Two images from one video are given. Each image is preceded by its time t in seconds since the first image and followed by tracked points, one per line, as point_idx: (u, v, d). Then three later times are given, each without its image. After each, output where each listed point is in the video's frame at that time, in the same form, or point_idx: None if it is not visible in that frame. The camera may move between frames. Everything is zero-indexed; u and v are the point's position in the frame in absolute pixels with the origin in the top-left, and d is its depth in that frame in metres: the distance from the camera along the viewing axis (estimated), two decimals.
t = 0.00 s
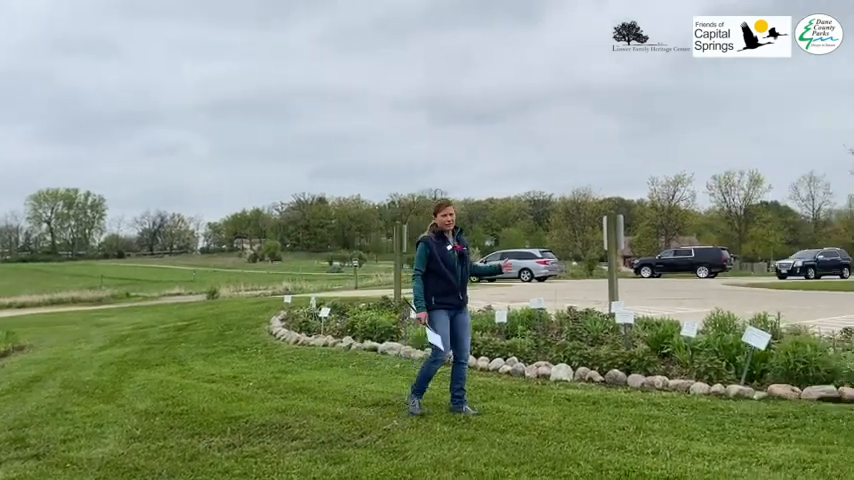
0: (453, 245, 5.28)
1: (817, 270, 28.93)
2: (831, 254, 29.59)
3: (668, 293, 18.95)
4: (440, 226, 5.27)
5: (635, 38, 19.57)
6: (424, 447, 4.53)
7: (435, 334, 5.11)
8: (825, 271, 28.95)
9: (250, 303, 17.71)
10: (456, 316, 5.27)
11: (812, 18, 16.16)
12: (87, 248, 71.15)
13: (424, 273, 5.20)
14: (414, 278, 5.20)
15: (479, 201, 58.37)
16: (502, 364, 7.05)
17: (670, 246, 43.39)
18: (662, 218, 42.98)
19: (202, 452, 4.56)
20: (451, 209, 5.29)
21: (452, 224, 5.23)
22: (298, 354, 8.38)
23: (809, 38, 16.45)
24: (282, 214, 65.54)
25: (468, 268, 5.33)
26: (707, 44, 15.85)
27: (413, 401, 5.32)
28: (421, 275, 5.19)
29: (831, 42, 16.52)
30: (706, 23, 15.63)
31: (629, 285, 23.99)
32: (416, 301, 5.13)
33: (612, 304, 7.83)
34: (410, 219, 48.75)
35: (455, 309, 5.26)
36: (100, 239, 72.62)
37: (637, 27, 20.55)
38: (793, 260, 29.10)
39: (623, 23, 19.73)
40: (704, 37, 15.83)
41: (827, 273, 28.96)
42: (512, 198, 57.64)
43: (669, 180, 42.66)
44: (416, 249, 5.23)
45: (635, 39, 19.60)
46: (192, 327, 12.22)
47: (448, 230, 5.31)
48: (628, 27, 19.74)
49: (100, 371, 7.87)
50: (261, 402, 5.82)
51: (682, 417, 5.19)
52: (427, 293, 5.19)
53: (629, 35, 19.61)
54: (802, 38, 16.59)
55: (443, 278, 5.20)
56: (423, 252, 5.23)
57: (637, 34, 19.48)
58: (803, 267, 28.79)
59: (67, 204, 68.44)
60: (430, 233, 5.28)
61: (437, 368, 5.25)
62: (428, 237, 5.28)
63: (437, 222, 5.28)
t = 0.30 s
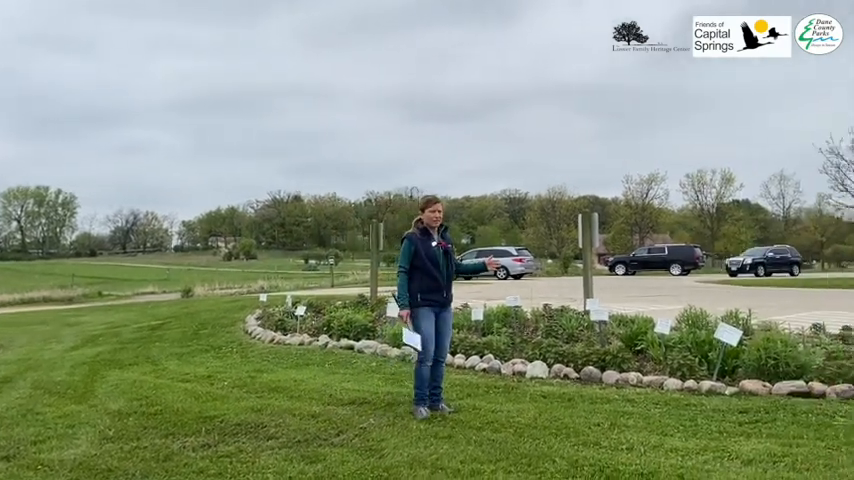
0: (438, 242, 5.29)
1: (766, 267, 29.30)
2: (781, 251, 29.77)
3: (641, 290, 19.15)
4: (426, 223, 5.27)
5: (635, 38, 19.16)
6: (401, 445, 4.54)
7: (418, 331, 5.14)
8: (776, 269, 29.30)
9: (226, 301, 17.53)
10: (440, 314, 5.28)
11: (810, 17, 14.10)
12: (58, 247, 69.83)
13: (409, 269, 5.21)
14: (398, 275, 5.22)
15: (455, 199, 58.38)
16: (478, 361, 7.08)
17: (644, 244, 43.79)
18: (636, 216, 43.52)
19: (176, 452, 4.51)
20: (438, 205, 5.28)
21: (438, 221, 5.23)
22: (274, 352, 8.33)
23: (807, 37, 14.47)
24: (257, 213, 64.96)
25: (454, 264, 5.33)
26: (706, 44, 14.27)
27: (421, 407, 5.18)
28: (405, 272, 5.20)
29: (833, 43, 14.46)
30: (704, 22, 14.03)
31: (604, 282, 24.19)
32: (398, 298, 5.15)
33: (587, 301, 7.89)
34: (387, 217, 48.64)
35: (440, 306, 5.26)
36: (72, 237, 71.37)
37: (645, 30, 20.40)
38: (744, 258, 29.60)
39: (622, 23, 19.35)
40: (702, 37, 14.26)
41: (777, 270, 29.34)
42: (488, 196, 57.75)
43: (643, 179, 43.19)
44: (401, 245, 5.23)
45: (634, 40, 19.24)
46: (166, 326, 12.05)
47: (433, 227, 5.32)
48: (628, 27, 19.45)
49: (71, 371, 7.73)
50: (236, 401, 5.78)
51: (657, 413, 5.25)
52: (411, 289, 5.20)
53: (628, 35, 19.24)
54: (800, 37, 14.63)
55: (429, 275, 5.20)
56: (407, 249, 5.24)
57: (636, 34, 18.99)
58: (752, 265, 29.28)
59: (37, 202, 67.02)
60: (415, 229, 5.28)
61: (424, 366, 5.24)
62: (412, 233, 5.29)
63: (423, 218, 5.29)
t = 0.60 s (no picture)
0: (419, 238, 5.28)
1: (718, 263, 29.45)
2: (732, 247, 29.87)
3: (616, 286, 19.38)
4: (407, 220, 5.25)
5: (635, 38, 20.73)
6: (378, 443, 4.52)
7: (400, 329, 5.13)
8: (727, 265, 29.45)
9: (200, 299, 17.36)
10: (420, 310, 5.28)
11: (812, 18, 17.31)
12: (28, 245, 68.50)
13: (391, 266, 5.17)
14: (381, 271, 5.18)
15: (432, 197, 58.46)
16: (456, 358, 7.09)
17: (619, 241, 44.24)
18: (610, 213, 43.74)
19: (150, 452, 4.45)
20: (419, 202, 5.26)
21: (420, 218, 5.23)
22: (250, 351, 8.24)
23: (809, 37, 17.65)
24: (232, 210, 64.45)
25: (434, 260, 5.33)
26: (706, 44, 17.19)
27: (398, 404, 5.18)
28: (388, 269, 5.16)
29: (830, 42, 17.78)
30: (706, 23, 16.86)
31: (580, 279, 24.40)
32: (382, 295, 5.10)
33: (563, 298, 7.95)
34: (364, 214, 48.52)
35: (421, 303, 5.27)
36: (42, 235, 70.04)
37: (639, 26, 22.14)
38: (695, 255, 29.70)
39: (622, 24, 20.90)
40: (704, 37, 17.11)
41: (730, 266, 29.47)
42: (465, 194, 57.94)
43: (617, 176, 43.76)
44: (383, 242, 5.18)
45: (635, 39, 20.76)
46: (139, 325, 11.90)
47: (414, 223, 5.30)
48: (628, 27, 20.87)
49: (41, 371, 7.60)
50: (211, 401, 5.71)
51: (631, 408, 5.31)
52: (395, 287, 5.17)
53: (628, 35, 20.79)
54: (802, 38, 17.78)
55: (411, 271, 5.18)
56: (390, 246, 5.20)
57: (636, 34, 20.58)
58: (704, 261, 29.37)
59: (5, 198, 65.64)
60: (396, 226, 5.24)
61: (402, 363, 5.24)
62: (394, 230, 5.25)
63: (404, 215, 5.25)
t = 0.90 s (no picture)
0: (401, 237, 5.27)
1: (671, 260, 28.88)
2: (686, 244, 29.41)
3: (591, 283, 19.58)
4: (389, 217, 5.23)
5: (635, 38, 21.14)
6: (359, 442, 4.51)
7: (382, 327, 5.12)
8: (680, 261, 29.05)
9: (175, 298, 17.15)
10: (401, 309, 5.27)
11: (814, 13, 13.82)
12: None
13: (373, 265, 5.16)
14: (363, 269, 5.16)
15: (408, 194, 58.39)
16: (435, 356, 7.09)
17: (594, 238, 44.65)
18: (585, 211, 44.36)
19: (127, 454, 4.38)
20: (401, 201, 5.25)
21: (401, 216, 5.22)
22: (228, 350, 8.15)
23: (809, 36, 14.18)
24: (205, 207, 63.73)
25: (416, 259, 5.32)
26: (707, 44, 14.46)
27: (378, 403, 5.16)
28: (370, 267, 5.14)
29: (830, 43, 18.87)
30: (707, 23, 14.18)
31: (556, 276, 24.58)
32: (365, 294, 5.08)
33: (540, 295, 7.99)
34: (340, 211, 48.31)
35: (403, 302, 5.26)
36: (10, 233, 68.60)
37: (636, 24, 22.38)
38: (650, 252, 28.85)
39: (623, 24, 20.34)
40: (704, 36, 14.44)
41: (683, 262, 29.06)
42: (442, 191, 57.99)
43: (592, 174, 44.16)
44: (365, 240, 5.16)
45: (635, 40, 20.11)
46: (112, 324, 11.71)
47: (396, 221, 5.29)
48: (629, 27, 20.06)
49: (12, 372, 7.45)
50: (189, 401, 5.64)
51: (610, 404, 5.36)
52: (377, 285, 5.15)
53: (628, 35, 20.25)
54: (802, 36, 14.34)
55: (393, 269, 5.17)
56: (372, 244, 5.19)
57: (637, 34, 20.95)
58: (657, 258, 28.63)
59: None
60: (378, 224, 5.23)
61: (383, 361, 5.23)
62: (376, 229, 5.23)
63: (386, 213, 5.23)
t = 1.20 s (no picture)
0: (380, 236, 5.20)
1: (626, 257, 29.14)
2: (641, 241, 29.71)
3: (567, 280, 19.65)
4: (368, 217, 5.16)
5: (635, 38, 21.40)
6: (336, 442, 4.44)
7: (360, 328, 5.05)
8: (635, 259, 29.30)
9: (147, 297, 16.83)
10: (380, 309, 5.22)
11: (814, 19, 18.75)
12: None
13: (351, 265, 5.08)
14: (340, 270, 5.08)
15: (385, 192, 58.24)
16: (413, 355, 7.04)
17: (569, 235, 44.96)
18: (561, 208, 44.71)
19: (98, 457, 4.26)
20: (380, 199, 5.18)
21: (381, 216, 5.16)
22: (202, 351, 8.01)
23: (810, 37, 19.05)
24: (178, 204, 62.82)
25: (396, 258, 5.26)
26: (706, 44, 17.72)
27: (356, 403, 5.09)
28: (348, 267, 5.06)
29: (830, 42, 19.15)
30: (707, 24, 17.35)
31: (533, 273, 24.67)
32: (343, 295, 5.01)
33: (518, 293, 8.00)
34: (315, 208, 48.00)
35: (381, 302, 5.20)
36: None
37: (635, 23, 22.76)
38: (605, 248, 28.90)
39: (622, 24, 21.45)
40: (704, 37, 17.64)
41: (638, 259, 29.33)
42: (419, 188, 57.98)
43: (567, 171, 44.45)
44: (343, 240, 5.09)
45: (635, 39, 21.42)
46: (82, 325, 11.44)
47: (375, 220, 5.22)
48: (628, 28, 21.46)
49: None
50: (162, 402, 5.51)
51: (587, 401, 5.36)
52: (355, 286, 5.08)
53: (628, 35, 21.40)
54: (803, 37, 19.19)
55: (372, 269, 5.11)
56: (349, 244, 5.11)
57: (636, 34, 21.20)
58: (614, 255, 28.72)
59: None
60: (356, 224, 5.15)
61: (361, 361, 5.17)
62: (354, 228, 5.15)
63: (364, 212, 5.16)
